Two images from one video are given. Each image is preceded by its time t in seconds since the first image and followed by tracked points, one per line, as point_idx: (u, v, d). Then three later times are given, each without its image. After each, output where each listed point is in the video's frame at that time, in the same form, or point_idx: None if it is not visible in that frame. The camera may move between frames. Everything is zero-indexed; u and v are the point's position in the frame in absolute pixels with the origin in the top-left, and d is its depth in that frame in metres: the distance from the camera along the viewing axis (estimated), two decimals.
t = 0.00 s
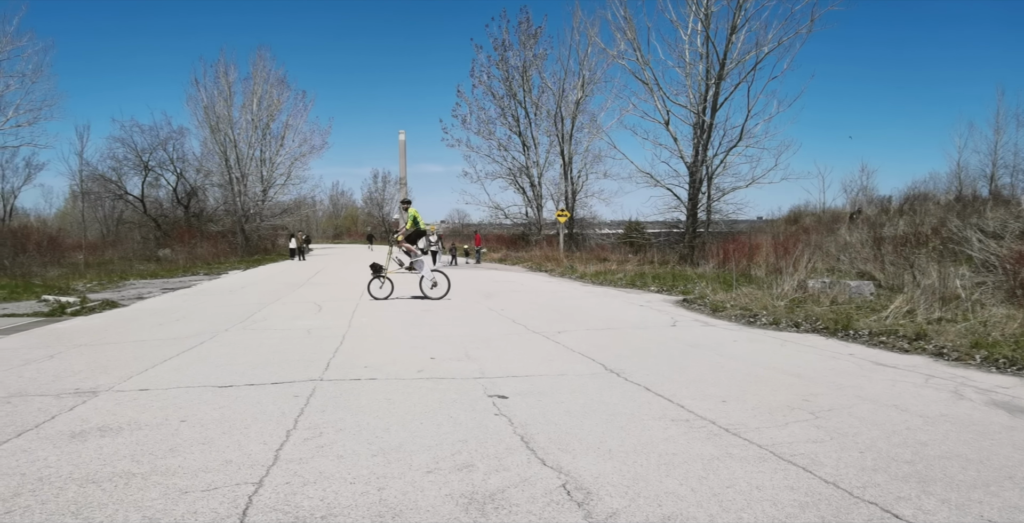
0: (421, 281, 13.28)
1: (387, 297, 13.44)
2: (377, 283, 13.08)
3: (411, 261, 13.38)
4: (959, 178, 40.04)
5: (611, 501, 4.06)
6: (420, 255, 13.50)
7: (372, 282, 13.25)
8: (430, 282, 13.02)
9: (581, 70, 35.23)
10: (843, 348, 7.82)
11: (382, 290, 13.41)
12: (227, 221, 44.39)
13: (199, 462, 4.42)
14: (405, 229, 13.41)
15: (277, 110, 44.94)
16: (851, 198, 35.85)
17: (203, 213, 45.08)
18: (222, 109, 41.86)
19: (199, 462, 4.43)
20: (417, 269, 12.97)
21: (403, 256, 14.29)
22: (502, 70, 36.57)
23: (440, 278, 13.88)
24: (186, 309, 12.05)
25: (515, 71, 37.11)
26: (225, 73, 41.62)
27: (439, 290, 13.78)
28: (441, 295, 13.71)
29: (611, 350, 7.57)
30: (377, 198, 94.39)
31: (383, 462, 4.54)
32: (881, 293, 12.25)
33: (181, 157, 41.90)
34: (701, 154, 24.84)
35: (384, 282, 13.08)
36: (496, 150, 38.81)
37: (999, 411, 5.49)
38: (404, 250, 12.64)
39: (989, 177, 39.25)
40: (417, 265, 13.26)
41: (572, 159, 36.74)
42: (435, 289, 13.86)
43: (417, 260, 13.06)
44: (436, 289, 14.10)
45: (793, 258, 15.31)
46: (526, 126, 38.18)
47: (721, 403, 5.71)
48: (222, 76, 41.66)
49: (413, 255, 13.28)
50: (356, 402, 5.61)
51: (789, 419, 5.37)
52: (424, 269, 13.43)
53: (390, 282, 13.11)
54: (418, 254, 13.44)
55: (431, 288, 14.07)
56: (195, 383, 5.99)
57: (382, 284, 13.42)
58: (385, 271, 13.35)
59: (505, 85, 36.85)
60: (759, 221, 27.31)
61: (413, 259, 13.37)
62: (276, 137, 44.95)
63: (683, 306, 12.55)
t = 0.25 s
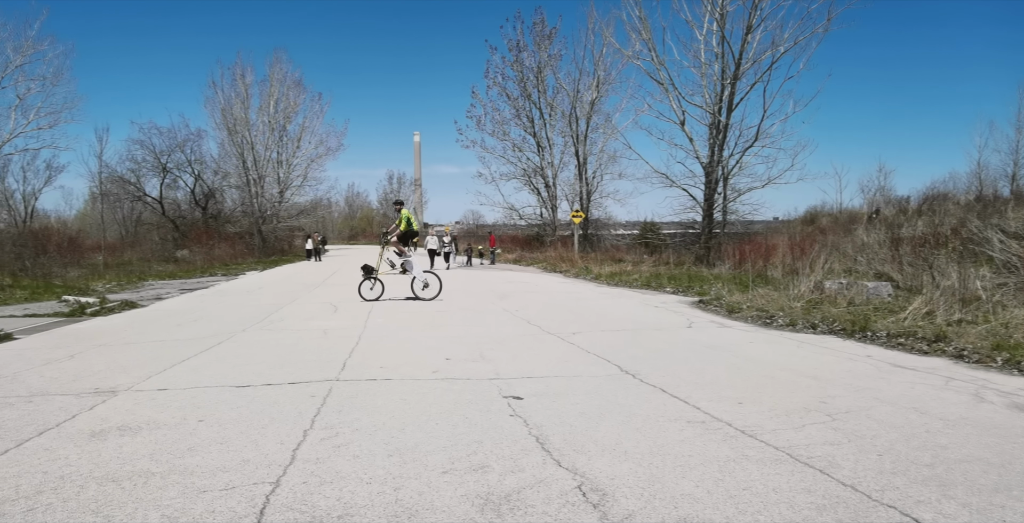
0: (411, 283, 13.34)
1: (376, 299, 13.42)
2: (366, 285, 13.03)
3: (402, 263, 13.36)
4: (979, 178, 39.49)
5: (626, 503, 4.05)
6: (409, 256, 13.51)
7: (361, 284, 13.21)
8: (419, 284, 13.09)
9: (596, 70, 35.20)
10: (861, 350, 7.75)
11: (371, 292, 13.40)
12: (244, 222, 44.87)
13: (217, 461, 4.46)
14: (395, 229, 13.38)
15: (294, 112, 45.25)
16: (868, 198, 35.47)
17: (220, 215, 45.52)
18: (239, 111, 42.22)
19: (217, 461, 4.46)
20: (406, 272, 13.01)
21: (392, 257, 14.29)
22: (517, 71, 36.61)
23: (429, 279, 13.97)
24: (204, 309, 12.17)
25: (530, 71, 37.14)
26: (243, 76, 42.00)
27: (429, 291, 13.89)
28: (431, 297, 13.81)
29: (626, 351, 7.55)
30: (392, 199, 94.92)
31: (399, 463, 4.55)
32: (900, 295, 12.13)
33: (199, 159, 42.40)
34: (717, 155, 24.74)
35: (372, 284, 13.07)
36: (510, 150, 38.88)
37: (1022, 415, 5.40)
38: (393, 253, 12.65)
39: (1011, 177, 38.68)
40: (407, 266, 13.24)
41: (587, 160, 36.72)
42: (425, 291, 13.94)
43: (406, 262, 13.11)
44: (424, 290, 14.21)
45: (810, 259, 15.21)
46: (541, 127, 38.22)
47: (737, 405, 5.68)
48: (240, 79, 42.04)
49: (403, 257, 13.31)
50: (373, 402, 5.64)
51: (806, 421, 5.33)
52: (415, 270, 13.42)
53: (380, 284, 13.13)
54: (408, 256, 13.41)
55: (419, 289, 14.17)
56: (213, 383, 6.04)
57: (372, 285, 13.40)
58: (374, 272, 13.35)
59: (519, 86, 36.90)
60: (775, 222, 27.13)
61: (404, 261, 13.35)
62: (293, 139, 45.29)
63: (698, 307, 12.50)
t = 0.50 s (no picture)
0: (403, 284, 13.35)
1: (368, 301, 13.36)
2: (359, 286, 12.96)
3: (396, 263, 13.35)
4: (1006, 177, 38.74)
5: (645, 504, 4.03)
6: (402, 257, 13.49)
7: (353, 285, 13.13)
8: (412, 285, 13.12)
9: (614, 71, 35.14)
10: (883, 352, 7.65)
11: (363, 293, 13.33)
12: (265, 223, 45.52)
13: (239, 460, 4.51)
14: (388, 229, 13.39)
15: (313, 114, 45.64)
16: (890, 198, 34.94)
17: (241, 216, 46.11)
18: (259, 113, 42.58)
19: (239, 459, 4.51)
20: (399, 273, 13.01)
21: (382, 258, 14.26)
22: (535, 72, 36.63)
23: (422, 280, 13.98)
24: (225, 309, 12.32)
25: (547, 72, 37.15)
26: (263, 78, 42.47)
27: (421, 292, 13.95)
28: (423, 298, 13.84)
29: (644, 353, 7.52)
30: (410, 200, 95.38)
31: (418, 462, 4.57)
32: (923, 296, 11.95)
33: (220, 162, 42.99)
34: (736, 155, 24.58)
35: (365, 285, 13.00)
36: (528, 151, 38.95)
37: None
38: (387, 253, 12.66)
39: None
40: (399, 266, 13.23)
41: (605, 160, 36.64)
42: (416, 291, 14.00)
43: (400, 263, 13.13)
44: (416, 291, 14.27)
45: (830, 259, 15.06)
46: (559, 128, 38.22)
47: (756, 407, 5.63)
48: (260, 82, 42.51)
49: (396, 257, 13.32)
50: (392, 402, 5.66)
51: (827, 423, 5.27)
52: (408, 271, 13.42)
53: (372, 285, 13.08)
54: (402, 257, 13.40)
55: (409, 290, 14.22)
56: (234, 382, 6.11)
57: (363, 286, 13.33)
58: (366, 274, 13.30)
59: (537, 87, 36.92)
60: (795, 222, 26.87)
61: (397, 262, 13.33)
62: (313, 141, 45.69)
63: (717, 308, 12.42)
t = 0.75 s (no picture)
0: (397, 284, 13.31)
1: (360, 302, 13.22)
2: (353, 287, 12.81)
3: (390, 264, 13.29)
4: None
5: (663, 506, 4.01)
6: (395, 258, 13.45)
7: (347, 287, 12.95)
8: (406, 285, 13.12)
9: (632, 70, 35.06)
10: (904, 354, 7.55)
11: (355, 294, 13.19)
12: (285, 224, 46.24)
13: (259, 459, 4.54)
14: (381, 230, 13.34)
15: (332, 116, 45.84)
16: (912, 198, 34.40)
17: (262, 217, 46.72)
18: (279, 115, 43.11)
19: (259, 459, 4.55)
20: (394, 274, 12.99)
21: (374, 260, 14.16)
22: (552, 72, 36.63)
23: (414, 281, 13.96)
24: (245, 310, 12.46)
25: (564, 72, 37.14)
26: (283, 81, 42.89)
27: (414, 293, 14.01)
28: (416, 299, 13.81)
29: (661, 354, 7.49)
30: (427, 201, 96.01)
31: (436, 462, 4.59)
32: (946, 297, 11.78)
33: (241, 163, 43.52)
34: (755, 155, 24.43)
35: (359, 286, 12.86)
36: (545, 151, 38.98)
37: None
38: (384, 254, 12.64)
39: None
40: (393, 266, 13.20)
41: (622, 160, 36.56)
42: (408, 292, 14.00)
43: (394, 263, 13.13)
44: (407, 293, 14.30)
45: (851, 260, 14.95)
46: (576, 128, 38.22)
47: (776, 409, 5.59)
48: (280, 84, 42.92)
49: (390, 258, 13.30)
50: (409, 402, 5.68)
51: (847, 426, 5.21)
52: (402, 271, 13.40)
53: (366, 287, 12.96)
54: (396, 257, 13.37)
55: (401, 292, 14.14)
56: (254, 382, 6.16)
57: (356, 288, 13.18)
58: (360, 274, 13.12)
59: (555, 87, 36.93)
60: (814, 222, 26.62)
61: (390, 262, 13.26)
62: (331, 142, 46.01)
63: (736, 309, 12.34)
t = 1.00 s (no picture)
0: (392, 285, 13.11)
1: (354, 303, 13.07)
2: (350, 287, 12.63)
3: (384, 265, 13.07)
4: None
5: (684, 508, 3.98)
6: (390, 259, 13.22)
7: (342, 288, 12.75)
8: (401, 286, 13.13)
9: (653, 70, 34.91)
10: (931, 356, 7.43)
11: (349, 295, 13.06)
12: (307, 225, 46.46)
13: (281, 457, 4.58)
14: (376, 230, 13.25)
15: (354, 117, 46.04)
16: (938, 197, 33.74)
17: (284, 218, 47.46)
18: (301, 117, 43.57)
19: (281, 456, 4.59)
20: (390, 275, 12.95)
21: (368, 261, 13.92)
22: (572, 72, 36.59)
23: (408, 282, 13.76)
24: (268, 309, 12.61)
25: (585, 72, 37.07)
26: (305, 83, 43.27)
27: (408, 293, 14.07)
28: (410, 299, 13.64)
29: (682, 355, 7.44)
30: (447, 201, 96.41)
31: (456, 462, 4.59)
32: (975, 298, 11.56)
33: (264, 164, 44.06)
34: (777, 154, 24.23)
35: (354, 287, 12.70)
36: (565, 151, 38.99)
37: None
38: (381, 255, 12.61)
39: None
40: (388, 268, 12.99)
41: (643, 160, 36.44)
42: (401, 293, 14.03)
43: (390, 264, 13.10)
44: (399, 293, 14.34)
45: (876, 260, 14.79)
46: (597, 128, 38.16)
47: (799, 411, 5.52)
48: (302, 86, 43.36)
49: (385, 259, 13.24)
50: (430, 401, 5.70)
51: (872, 428, 5.13)
52: (396, 273, 13.19)
53: (361, 288, 12.75)
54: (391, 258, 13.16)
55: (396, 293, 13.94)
56: (277, 380, 6.23)
57: (350, 289, 12.94)
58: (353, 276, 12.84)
59: (575, 87, 36.90)
60: (837, 223, 26.28)
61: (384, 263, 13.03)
62: (353, 144, 46.17)
63: (758, 310, 12.23)
